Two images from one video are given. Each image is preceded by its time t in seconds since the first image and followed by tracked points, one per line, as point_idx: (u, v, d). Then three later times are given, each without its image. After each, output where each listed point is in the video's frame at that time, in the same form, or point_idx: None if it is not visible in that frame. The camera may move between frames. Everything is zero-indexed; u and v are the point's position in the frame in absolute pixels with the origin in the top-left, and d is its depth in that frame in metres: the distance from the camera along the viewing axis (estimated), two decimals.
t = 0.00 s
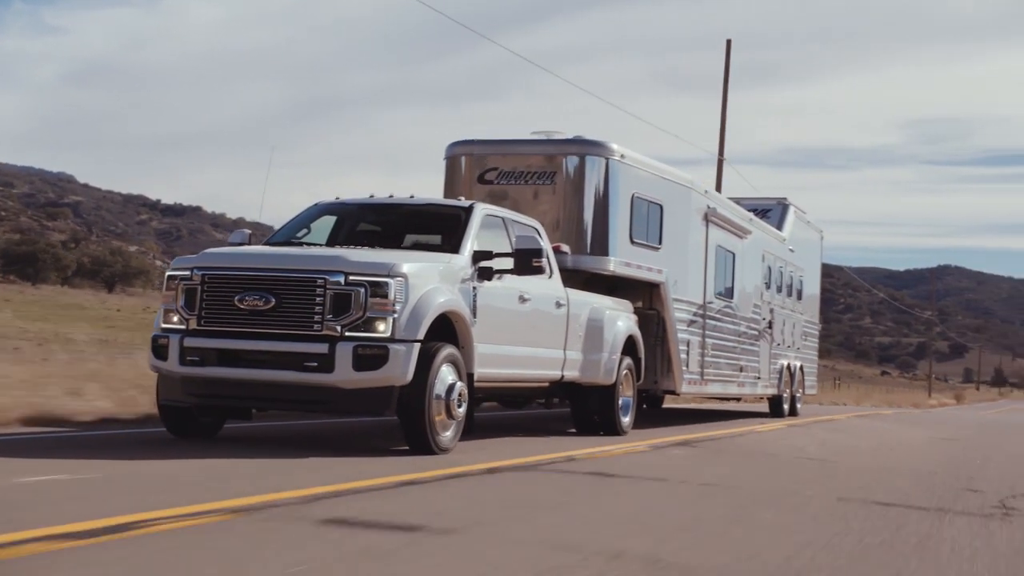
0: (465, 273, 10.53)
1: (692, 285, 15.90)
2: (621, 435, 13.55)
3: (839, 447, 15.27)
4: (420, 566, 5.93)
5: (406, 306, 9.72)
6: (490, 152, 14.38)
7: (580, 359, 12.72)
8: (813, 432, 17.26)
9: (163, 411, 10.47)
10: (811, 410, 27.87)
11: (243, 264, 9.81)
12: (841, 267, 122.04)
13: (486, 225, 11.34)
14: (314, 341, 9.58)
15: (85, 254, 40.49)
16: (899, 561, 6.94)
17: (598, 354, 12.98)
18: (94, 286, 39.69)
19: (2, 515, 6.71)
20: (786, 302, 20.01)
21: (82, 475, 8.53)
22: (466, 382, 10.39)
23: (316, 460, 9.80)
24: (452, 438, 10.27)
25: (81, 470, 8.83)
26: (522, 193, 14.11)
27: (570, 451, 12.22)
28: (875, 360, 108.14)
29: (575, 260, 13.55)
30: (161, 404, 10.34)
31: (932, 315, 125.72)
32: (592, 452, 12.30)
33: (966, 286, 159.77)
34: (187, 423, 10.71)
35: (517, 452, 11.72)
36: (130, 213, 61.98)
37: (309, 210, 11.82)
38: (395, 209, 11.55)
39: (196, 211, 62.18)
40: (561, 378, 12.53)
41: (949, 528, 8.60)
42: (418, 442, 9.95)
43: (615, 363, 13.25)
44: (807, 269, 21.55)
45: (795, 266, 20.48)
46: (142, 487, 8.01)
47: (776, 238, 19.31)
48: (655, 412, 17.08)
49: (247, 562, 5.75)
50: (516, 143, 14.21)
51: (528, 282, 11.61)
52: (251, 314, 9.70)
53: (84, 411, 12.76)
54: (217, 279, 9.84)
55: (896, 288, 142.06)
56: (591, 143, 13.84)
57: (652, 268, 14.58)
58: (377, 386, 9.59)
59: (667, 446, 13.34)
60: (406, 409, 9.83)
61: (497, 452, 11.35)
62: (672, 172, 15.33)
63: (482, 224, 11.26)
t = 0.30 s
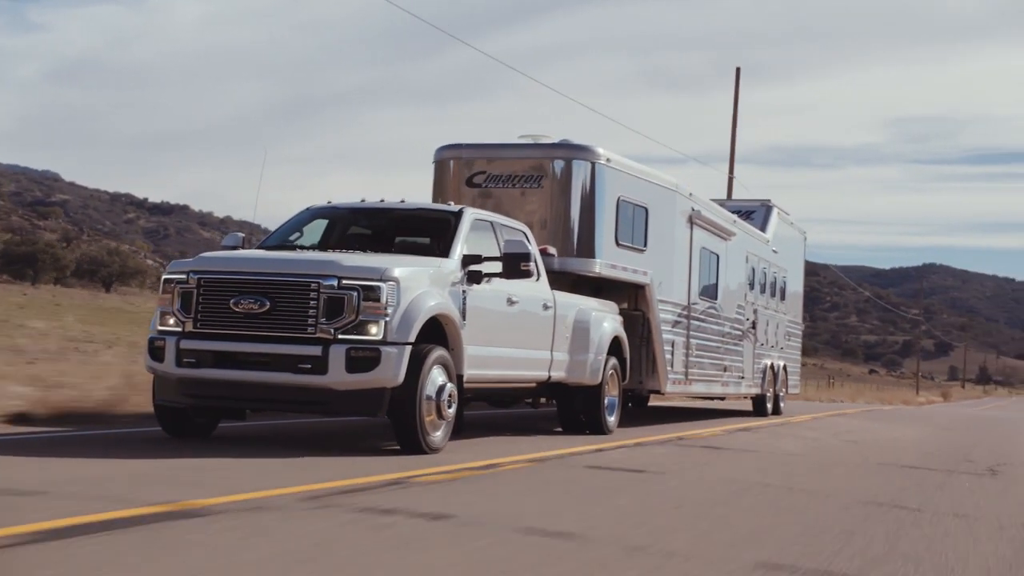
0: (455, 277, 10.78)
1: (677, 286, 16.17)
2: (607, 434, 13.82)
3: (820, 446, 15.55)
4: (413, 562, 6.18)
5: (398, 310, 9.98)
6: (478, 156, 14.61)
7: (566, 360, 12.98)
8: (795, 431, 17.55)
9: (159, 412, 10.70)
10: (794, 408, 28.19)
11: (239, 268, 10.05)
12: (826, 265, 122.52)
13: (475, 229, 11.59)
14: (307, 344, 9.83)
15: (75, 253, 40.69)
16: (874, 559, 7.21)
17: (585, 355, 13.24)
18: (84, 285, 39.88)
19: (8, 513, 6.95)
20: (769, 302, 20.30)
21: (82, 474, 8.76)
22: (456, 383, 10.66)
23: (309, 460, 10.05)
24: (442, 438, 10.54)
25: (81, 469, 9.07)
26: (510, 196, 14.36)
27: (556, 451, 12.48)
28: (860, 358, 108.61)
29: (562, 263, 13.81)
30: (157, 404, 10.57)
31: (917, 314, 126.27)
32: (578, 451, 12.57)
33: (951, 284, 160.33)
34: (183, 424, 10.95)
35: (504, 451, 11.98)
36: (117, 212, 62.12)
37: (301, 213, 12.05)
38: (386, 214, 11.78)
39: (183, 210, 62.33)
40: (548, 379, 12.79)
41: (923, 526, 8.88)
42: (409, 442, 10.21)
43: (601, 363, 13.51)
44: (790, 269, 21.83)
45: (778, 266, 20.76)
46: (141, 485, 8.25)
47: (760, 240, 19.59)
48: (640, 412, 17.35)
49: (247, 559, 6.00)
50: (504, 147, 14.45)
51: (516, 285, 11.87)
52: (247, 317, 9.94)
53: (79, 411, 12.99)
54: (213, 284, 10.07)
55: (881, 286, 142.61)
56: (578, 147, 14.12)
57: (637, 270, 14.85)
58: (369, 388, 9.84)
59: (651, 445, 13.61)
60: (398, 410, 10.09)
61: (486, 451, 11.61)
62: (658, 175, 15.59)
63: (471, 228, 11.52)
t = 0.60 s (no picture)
0: (450, 278, 10.99)
1: (668, 287, 16.37)
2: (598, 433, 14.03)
3: (809, 446, 15.77)
4: (402, 566, 6.38)
5: (394, 310, 10.18)
6: (472, 158, 14.81)
7: (559, 360, 13.18)
8: (785, 431, 17.76)
9: (158, 411, 10.90)
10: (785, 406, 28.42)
11: (238, 270, 10.24)
12: (820, 264, 122.85)
13: (469, 231, 11.79)
14: (305, 344, 10.03)
15: (71, 252, 40.86)
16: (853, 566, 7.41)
17: (577, 355, 13.45)
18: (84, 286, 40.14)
19: (10, 512, 7.14)
20: (760, 302, 20.52)
21: (84, 472, 8.95)
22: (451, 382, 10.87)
23: (305, 458, 10.25)
24: (437, 436, 10.74)
25: (82, 466, 9.26)
26: (503, 198, 14.55)
27: (548, 449, 12.69)
28: (853, 358, 108.93)
29: (554, 264, 14.01)
30: (157, 403, 10.76)
31: (910, 313, 126.62)
32: (570, 450, 12.77)
33: (944, 283, 160.65)
34: (182, 423, 11.15)
35: (497, 450, 12.19)
36: (112, 211, 62.27)
37: (298, 215, 12.25)
38: (382, 217, 11.98)
39: (178, 209, 62.49)
40: (541, 379, 12.99)
41: (905, 529, 9.09)
42: (405, 440, 10.42)
43: (593, 363, 13.71)
44: (781, 269, 22.05)
45: (768, 267, 20.98)
46: (140, 483, 8.45)
47: (751, 240, 19.80)
48: (631, 411, 17.56)
49: (244, 561, 6.20)
50: (497, 150, 14.65)
51: (509, 286, 12.07)
52: (246, 318, 10.14)
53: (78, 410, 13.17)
54: (213, 284, 10.27)
55: (874, 286, 142.97)
56: (569, 150, 14.28)
57: (629, 271, 15.05)
58: (365, 387, 10.04)
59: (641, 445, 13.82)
60: (393, 409, 10.30)
61: (479, 450, 11.82)
62: (649, 177, 15.79)
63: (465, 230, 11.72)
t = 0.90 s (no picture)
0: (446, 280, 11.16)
1: (662, 289, 16.54)
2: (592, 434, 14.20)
3: (801, 447, 15.94)
4: (395, 563, 6.53)
5: (391, 311, 10.36)
6: (468, 161, 14.98)
7: (553, 360, 13.35)
8: (777, 432, 17.94)
9: (158, 410, 11.06)
10: (779, 406, 28.62)
11: (236, 271, 10.41)
12: (817, 264, 123.10)
13: (465, 234, 11.96)
14: (303, 344, 10.20)
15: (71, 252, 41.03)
16: (836, 565, 7.57)
17: (571, 356, 13.61)
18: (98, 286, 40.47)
19: (12, 508, 7.30)
20: (753, 304, 20.68)
21: (84, 470, 9.12)
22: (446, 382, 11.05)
23: (302, 456, 10.42)
24: (433, 435, 10.92)
25: (83, 464, 9.42)
26: (498, 201, 14.72)
27: (543, 449, 12.86)
28: (850, 358, 109.17)
29: (549, 266, 14.19)
30: (156, 402, 10.92)
31: (906, 313, 126.87)
32: (564, 450, 12.94)
33: (940, 284, 160.81)
34: (182, 422, 11.31)
35: (492, 450, 12.36)
36: (111, 211, 62.43)
37: (297, 218, 12.42)
38: (379, 219, 12.16)
39: (177, 210, 62.67)
40: (536, 380, 13.16)
41: (890, 529, 9.25)
42: (401, 439, 10.59)
43: (587, 364, 13.88)
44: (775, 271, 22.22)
45: (762, 268, 21.15)
46: (140, 481, 8.61)
47: (745, 242, 19.97)
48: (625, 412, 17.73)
49: (239, 557, 6.36)
50: (492, 153, 14.81)
51: (505, 288, 12.24)
52: (244, 318, 10.31)
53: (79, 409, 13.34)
54: (212, 285, 10.43)
55: (871, 286, 143.24)
56: (564, 154, 14.45)
57: (623, 273, 15.23)
58: (362, 386, 10.21)
59: (634, 445, 13.99)
60: (389, 409, 10.47)
61: (474, 450, 11.98)
62: (643, 181, 15.97)
63: (461, 234, 11.89)
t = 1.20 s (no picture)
0: (440, 285, 11.29)
1: (656, 293, 16.68)
2: (586, 437, 14.34)
3: (793, 449, 16.07)
4: (385, 566, 6.66)
5: (385, 315, 10.50)
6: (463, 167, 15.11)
7: (547, 365, 13.49)
8: (770, 434, 18.07)
9: (156, 415, 11.20)
10: (774, 406, 28.77)
11: (233, 277, 10.54)
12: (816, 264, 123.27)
13: (459, 240, 12.09)
14: (300, 350, 10.34)
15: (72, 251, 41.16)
16: (822, 564, 7.69)
17: (565, 360, 13.74)
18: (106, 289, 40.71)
19: (13, 514, 7.43)
20: (748, 307, 20.82)
21: (82, 473, 9.25)
22: (441, 386, 11.19)
23: (297, 459, 10.56)
24: (428, 439, 11.06)
25: (80, 468, 9.55)
26: (494, 207, 14.85)
27: (536, 452, 13.00)
28: (849, 358, 109.35)
29: (544, 271, 14.34)
30: (155, 406, 11.06)
31: (905, 313, 127.06)
32: (557, 453, 13.08)
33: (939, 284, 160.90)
34: (179, 427, 11.45)
35: (486, 452, 12.50)
36: (111, 212, 62.56)
37: (292, 224, 12.56)
38: (375, 225, 12.29)
39: (176, 210, 62.80)
40: (530, 383, 13.30)
41: (877, 529, 9.38)
42: (396, 443, 10.73)
43: (581, 368, 14.01)
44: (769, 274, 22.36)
45: (756, 272, 21.30)
46: (138, 485, 8.73)
47: (738, 245, 20.11)
48: (619, 415, 17.87)
49: (231, 560, 6.49)
50: (487, 159, 14.95)
51: (499, 294, 12.38)
52: (240, 323, 10.44)
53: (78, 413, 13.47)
54: (209, 291, 10.56)
55: (870, 286, 143.46)
56: (559, 160, 14.62)
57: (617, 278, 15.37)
58: (358, 391, 10.35)
59: (629, 447, 14.12)
60: (385, 413, 10.60)
61: (468, 453, 12.12)
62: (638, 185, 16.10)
63: (455, 240, 12.02)
